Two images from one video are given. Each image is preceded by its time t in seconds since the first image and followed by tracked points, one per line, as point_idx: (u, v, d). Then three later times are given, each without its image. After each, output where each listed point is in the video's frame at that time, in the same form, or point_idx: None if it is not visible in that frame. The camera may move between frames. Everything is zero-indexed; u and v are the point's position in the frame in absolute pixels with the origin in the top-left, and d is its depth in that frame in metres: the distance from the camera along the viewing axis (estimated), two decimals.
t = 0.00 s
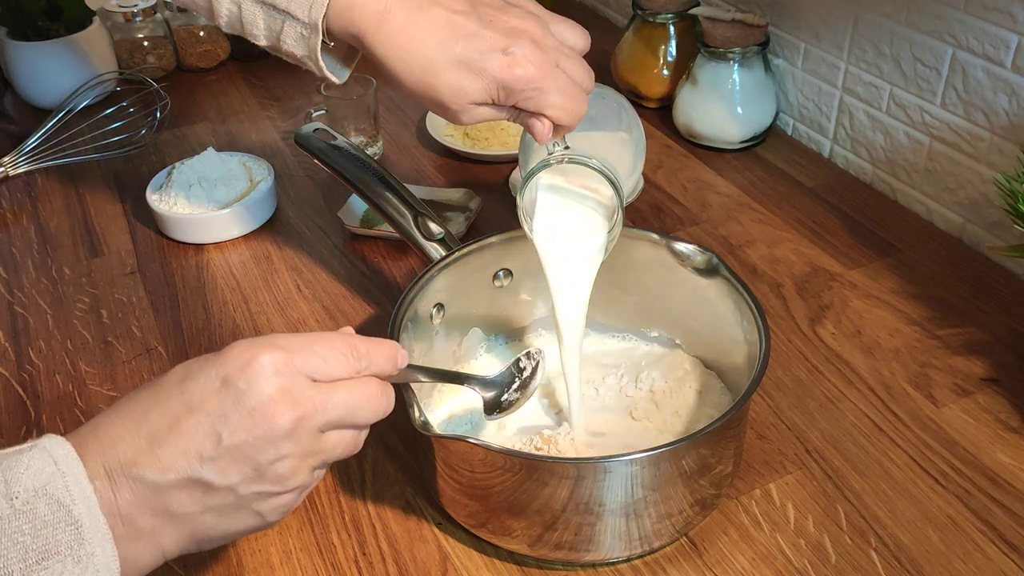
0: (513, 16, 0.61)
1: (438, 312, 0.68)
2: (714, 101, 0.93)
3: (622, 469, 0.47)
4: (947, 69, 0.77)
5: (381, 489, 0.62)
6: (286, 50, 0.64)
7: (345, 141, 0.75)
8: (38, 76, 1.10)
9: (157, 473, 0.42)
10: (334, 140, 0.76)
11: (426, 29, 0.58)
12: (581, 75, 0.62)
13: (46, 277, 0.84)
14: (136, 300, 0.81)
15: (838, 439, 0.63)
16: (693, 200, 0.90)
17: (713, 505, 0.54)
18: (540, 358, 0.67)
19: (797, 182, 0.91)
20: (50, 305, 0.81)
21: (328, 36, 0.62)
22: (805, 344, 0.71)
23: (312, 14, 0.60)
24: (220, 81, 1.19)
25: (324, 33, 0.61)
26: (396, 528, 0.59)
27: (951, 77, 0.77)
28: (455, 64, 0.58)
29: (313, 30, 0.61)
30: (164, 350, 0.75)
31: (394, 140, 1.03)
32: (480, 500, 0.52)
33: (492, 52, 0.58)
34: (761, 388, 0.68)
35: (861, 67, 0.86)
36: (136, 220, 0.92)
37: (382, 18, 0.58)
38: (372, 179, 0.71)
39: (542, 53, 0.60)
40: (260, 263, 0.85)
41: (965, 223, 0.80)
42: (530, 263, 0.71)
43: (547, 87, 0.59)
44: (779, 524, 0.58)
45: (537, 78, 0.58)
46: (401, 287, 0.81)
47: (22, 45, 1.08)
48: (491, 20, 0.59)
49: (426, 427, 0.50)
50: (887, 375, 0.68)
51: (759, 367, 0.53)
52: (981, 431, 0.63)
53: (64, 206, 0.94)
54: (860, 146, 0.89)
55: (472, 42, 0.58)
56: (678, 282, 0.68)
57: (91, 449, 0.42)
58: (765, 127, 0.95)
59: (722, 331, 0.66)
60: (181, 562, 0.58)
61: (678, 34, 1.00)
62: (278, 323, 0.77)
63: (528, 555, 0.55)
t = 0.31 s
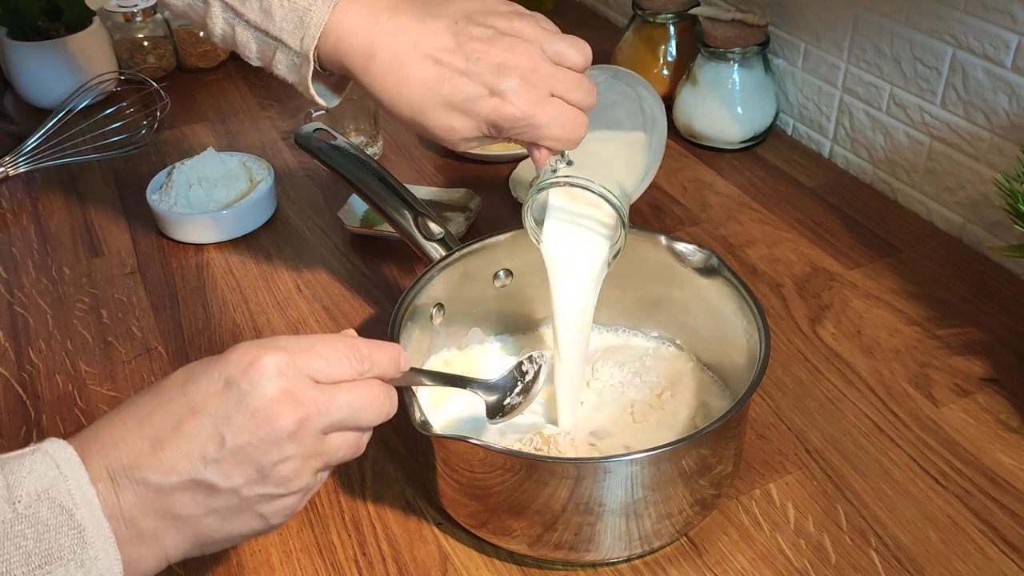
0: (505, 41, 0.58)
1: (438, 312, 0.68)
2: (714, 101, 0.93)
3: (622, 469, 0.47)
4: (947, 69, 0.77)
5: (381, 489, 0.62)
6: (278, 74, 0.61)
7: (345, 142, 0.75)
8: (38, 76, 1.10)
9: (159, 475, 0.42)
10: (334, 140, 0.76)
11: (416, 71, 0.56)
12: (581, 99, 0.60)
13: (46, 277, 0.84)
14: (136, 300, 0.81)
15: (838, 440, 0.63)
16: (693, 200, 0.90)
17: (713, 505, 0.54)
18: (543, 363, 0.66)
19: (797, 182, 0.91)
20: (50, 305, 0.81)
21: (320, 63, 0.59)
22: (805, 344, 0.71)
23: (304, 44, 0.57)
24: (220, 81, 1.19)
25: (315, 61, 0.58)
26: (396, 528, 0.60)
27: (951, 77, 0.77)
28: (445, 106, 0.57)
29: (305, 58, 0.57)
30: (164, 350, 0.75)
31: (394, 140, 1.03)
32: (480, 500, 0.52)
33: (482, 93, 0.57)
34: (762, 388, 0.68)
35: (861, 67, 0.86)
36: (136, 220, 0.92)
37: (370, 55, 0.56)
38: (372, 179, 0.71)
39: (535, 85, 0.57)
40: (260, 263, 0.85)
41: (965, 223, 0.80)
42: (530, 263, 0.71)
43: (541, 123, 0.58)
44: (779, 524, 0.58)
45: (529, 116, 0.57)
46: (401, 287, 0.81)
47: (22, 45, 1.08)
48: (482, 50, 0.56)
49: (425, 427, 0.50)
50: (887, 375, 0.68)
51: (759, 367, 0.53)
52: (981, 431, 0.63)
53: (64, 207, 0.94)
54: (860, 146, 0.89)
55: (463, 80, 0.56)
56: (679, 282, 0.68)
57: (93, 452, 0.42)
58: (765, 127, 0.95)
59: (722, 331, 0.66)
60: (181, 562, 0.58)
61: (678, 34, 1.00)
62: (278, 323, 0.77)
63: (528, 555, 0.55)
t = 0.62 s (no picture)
0: (459, 60, 0.54)
1: (438, 312, 0.68)
2: (714, 101, 0.93)
3: (622, 469, 0.47)
4: (947, 69, 0.77)
5: (381, 489, 0.62)
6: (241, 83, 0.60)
7: (345, 142, 0.75)
8: (38, 76, 1.10)
9: (155, 471, 0.42)
10: (334, 141, 0.76)
11: (371, 105, 0.55)
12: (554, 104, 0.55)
13: (46, 277, 0.84)
14: (136, 300, 0.81)
15: (838, 440, 0.63)
16: (693, 200, 0.90)
17: (713, 505, 0.54)
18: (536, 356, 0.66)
19: (797, 182, 0.91)
20: (50, 305, 0.81)
21: (283, 83, 0.58)
22: (805, 344, 0.71)
23: (266, 66, 0.56)
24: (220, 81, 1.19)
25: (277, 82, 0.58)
26: (396, 528, 0.59)
27: (951, 77, 0.77)
28: (414, 136, 0.56)
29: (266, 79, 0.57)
30: (163, 350, 0.75)
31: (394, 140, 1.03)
32: (479, 500, 0.52)
33: (440, 121, 0.54)
34: (761, 388, 0.68)
35: (861, 67, 0.86)
36: (135, 220, 0.92)
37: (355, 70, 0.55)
38: (372, 179, 0.71)
39: (495, 105, 0.54)
40: (259, 263, 0.85)
41: (965, 223, 0.80)
42: (530, 262, 0.71)
43: (510, 141, 0.55)
44: (779, 524, 0.58)
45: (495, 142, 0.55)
46: (401, 287, 0.81)
47: (22, 45, 1.08)
48: (430, 77, 0.53)
49: (425, 427, 0.50)
50: (887, 375, 0.68)
51: (759, 367, 0.53)
52: (981, 431, 0.63)
53: (64, 206, 0.94)
54: (860, 146, 0.89)
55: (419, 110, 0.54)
56: (679, 282, 0.68)
57: (88, 450, 0.42)
58: (765, 127, 0.95)
59: (723, 331, 0.66)
60: (181, 562, 0.58)
61: (678, 34, 1.00)
62: (278, 323, 0.77)
63: (528, 555, 0.55)
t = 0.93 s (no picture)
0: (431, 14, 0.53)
1: (438, 312, 0.68)
2: (714, 101, 0.93)
3: (622, 469, 0.47)
4: (947, 69, 0.77)
5: (381, 489, 0.62)
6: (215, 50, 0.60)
7: (345, 141, 0.75)
8: (38, 75, 1.10)
9: (134, 461, 0.43)
10: (334, 141, 0.76)
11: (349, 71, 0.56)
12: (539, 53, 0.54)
13: (46, 277, 0.84)
14: (136, 300, 0.81)
15: (838, 439, 0.63)
16: (693, 200, 0.90)
17: (713, 505, 0.54)
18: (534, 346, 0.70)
19: (797, 182, 0.91)
20: (50, 305, 0.81)
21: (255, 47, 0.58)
22: (805, 344, 0.71)
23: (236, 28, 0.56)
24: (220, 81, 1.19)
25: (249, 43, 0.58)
26: (396, 528, 0.59)
27: (951, 77, 0.77)
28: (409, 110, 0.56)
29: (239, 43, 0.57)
30: (163, 350, 0.75)
31: (394, 140, 1.03)
32: (479, 500, 0.52)
33: (418, 83, 0.55)
34: (761, 388, 0.68)
35: (861, 67, 0.86)
36: (135, 219, 0.92)
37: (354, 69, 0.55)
38: (372, 179, 0.71)
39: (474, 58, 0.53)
40: (260, 263, 0.85)
41: (965, 223, 0.80)
42: (530, 262, 0.71)
43: (494, 94, 0.54)
44: (779, 524, 0.58)
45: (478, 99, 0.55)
46: (401, 287, 0.81)
47: (22, 45, 1.08)
48: (403, 36, 0.54)
49: (425, 427, 0.50)
50: (888, 375, 0.68)
51: (759, 366, 0.53)
52: (981, 431, 0.63)
53: (64, 206, 0.94)
54: (860, 146, 0.89)
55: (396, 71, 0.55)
56: (679, 282, 0.68)
57: (73, 447, 0.43)
58: (765, 127, 0.95)
59: (723, 331, 0.66)
60: (181, 562, 0.58)
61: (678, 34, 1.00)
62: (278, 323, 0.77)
63: (528, 555, 0.55)
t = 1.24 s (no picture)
0: None
1: (438, 312, 0.68)
2: (714, 101, 0.93)
3: (622, 469, 0.47)
4: (947, 69, 0.77)
5: (381, 489, 0.62)
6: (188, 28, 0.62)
7: (345, 141, 0.75)
8: (37, 75, 1.10)
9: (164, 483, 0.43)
10: (335, 140, 0.76)
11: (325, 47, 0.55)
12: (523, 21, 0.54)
13: (46, 277, 0.84)
14: (136, 300, 0.81)
15: (838, 439, 0.63)
16: (693, 200, 0.90)
17: (713, 505, 0.54)
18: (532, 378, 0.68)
19: (797, 182, 0.91)
20: (50, 305, 0.81)
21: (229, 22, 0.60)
22: (805, 344, 0.71)
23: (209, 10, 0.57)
24: (220, 81, 1.19)
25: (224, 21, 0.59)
26: (396, 528, 0.60)
27: (951, 77, 0.77)
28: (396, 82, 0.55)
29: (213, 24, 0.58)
30: (163, 350, 0.75)
31: (394, 140, 1.03)
32: (479, 500, 0.52)
33: (394, 55, 0.54)
34: (761, 388, 0.68)
35: (860, 67, 0.86)
36: (135, 219, 0.92)
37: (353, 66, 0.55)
38: (371, 179, 0.71)
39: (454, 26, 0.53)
40: (260, 263, 0.85)
41: (965, 223, 0.80)
42: (530, 262, 0.71)
43: (477, 64, 0.54)
44: (779, 524, 0.58)
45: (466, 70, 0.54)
46: (401, 287, 0.81)
47: (22, 45, 1.08)
48: (377, 7, 0.53)
49: (426, 427, 0.50)
50: (887, 375, 0.68)
51: (759, 366, 0.53)
52: (981, 431, 0.63)
53: (64, 206, 0.94)
54: (860, 146, 0.89)
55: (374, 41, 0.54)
56: (679, 282, 0.68)
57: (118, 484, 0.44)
58: (765, 127, 0.95)
59: (723, 330, 0.66)
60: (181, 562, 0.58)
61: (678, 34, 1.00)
62: (278, 323, 0.77)
63: (528, 555, 0.55)
